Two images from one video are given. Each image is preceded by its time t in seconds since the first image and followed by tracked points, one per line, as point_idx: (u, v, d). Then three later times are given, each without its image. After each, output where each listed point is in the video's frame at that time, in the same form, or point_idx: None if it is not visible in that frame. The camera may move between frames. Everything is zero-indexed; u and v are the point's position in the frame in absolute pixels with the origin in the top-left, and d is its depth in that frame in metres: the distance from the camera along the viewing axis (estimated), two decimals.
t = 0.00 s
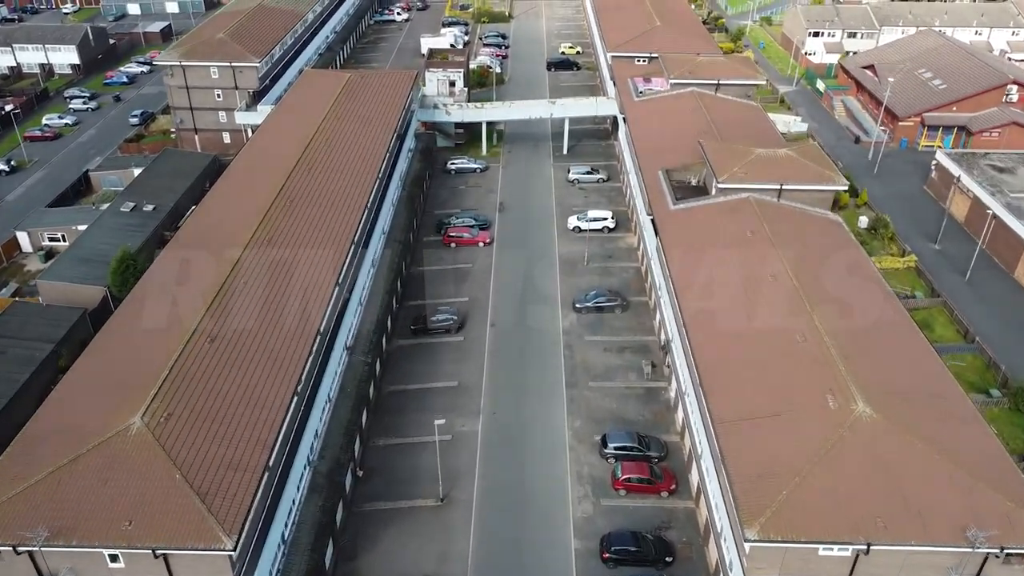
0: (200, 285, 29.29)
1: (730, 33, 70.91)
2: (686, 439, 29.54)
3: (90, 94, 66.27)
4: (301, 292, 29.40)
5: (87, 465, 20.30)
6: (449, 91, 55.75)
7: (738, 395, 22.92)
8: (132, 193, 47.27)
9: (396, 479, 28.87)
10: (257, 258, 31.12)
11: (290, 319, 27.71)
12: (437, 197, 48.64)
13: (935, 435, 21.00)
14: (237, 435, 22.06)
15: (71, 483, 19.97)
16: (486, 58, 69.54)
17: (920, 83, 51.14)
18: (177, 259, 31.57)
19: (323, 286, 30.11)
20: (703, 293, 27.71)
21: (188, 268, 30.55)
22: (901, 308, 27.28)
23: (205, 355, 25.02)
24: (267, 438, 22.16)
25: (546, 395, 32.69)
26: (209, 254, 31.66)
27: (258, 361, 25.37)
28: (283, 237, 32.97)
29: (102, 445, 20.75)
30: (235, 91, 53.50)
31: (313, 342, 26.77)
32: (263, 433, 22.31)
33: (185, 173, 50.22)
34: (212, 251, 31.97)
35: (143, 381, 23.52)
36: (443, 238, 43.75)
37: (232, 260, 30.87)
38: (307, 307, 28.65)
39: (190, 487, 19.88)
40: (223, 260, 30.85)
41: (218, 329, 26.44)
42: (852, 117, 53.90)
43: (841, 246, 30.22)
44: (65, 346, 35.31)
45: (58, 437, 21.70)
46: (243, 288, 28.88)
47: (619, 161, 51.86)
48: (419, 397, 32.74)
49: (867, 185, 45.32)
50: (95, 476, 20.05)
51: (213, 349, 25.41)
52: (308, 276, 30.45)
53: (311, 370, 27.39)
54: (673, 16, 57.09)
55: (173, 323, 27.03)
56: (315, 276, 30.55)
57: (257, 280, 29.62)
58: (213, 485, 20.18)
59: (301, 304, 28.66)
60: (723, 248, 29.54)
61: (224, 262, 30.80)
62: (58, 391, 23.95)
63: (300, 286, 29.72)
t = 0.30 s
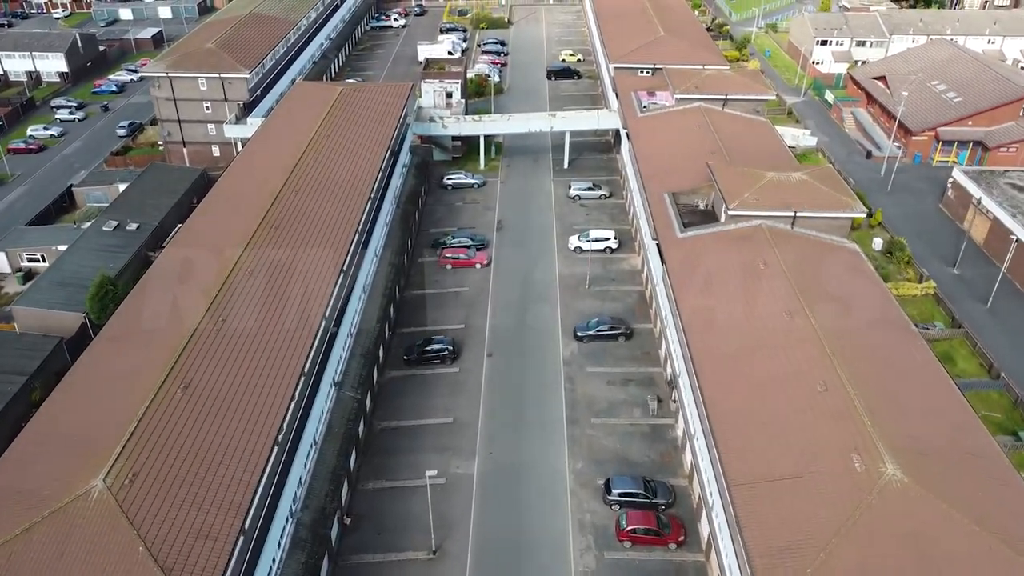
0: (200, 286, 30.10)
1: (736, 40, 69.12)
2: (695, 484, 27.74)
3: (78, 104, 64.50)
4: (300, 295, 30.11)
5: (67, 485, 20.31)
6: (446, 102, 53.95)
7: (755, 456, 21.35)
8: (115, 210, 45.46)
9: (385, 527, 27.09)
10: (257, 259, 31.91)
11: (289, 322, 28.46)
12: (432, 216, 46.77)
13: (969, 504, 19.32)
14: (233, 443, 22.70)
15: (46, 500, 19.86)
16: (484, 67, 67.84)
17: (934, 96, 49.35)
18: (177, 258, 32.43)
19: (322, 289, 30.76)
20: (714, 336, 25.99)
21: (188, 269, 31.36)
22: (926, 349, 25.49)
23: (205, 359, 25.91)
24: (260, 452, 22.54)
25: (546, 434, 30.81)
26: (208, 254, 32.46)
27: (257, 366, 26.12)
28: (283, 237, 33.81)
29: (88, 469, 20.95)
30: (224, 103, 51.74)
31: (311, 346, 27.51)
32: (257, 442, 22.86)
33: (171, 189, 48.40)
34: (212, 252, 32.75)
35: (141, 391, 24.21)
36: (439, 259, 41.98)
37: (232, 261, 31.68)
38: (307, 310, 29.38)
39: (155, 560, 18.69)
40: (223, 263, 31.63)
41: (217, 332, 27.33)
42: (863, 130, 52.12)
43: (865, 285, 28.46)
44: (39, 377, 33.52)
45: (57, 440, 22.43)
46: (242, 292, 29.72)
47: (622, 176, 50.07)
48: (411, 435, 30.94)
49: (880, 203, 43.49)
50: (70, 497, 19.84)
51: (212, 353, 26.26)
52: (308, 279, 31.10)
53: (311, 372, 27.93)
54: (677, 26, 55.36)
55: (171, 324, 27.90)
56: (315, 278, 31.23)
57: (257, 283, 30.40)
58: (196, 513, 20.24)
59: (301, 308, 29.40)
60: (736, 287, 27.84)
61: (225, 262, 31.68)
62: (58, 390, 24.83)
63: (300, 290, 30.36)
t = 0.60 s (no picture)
0: (201, 287, 31.33)
1: (742, 49, 67.20)
2: (706, 537, 25.89)
3: (64, 114, 62.63)
4: (300, 296, 31.10)
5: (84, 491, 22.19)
6: (442, 115, 52.10)
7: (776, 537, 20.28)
8: (97, 230, 43.59)
9: None
10: (255, 259, 32.93)
11: (289, 323, 29.51)
12: (428, 236, 44.85)
13: None
14: (235, 448, 24.15)
15: (66, 507, 21.74)
16: (483, 76, 66.07)
17: (950, 110, 47.49)
18: (178, 257, 33.64)
19: (321, 289, 31.68)
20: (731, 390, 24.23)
21: (189, 270, 32.53)
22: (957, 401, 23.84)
23: (207, 362, 27.24)
24: (261, 456, 23.96)
25: (546, 480, 28.91)
26: (209, 254, 33.58)
27: (258, 368, 27.28)
28: (279, 242, 34.36)
29: (102, 475, 22.71)
30: (213, 116, 49.91)
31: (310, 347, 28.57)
32: (258, 447, 24.25)
33: (156, 206, 46.47)
34: (212, 251, 33.85)
35: (149, 393, 25.75)
36: (434, 282, 40.13)
37: (232, 261, 32.78)
38: (307, 311, 30.41)
39: None
40: (223, 263, 32.76)
41: (218, 333, 28.65)
42: (875, 144, 50.25)
43: (877, 316, 27.71)
44: (10, 414, 31.73)
45: (70, 442, 24.14)
46: (243, 293, 30.87)
47: (625, 193, 48.19)
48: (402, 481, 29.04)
49: (896, 224, 41.56)
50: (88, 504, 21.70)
51: (214, 354, 27.60)
52: (307, 279, 32.02)
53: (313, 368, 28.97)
54: (682, 34, 53.45)
55: (174, 325, 29.25)
56: (314, 279, 32.11)
57: (257, 284, 31.45)
58: (201, 518, 21.87)
59: (300, 308, 30.43)
60: (756, 340, 26.13)
61: (225, 263, 32.76)
62: (69, 389, 26.43)
63: (299, 291, 31.32)
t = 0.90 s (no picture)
0: (202, 287, 31.53)
1: (749, 59, 65.22)
2: None
3: (50, 125, 60.75)
4: (301, 294, 31.30)
5: (88, 488, 22.40)
6: (439, 129, 50.18)
7: None
8: (77, 253, 41.66)
9: None
10: (256, 260, 33.05)
11: (290, 321, 29.75)
12: (423, 260, 42.95)
13: None
14: (238, 443, 24.32)
15: (70, 504, 21.99)
16: (481, 86, 64.18)
17: (968, 126, 45.59)
18: (179, 258, 33.83)
19: (323, 288, 31.91)
20: (750, 448, 22.29)
21: (190, 269, 32.75)
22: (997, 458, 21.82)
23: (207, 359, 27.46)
24: (263, 451, 24.12)
25: (547, 534, 26.98)
26: (209, 254, 33.80)
27: (259, 365, 27.51)
28: (279, 244, 34.30)
29: (105, 472, 22.92)
30: (200, 130, 48.02)
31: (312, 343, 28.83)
32: (259, 441, 24.40)
33: (141, 226, 44.56)
34: (212, 251, 34.08)
35: (151, 392, 25.97)
36: (430, 310, 38.22)
37: (233, 261, 33.05)
38: (308, 308, 30.65)
39: None
40: (224, 263, 33.01)
41: (220, 332, 28.80)
42: (889, 160, 48.38)
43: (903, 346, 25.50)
44: None
45: (72, 441, 24.33)
46: (243, 294, 30.92)
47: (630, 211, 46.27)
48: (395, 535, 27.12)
49: (915, 247, 39.61)
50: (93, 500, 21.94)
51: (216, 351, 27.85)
52: (308, 278, 32.23)
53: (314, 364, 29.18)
54: (687, 44, 51.48)
55: (175, 324, 29.49)
56: (315, 281, 32.12)
57: (258, 285, 31.51)
58: (204, 511, 22.04)
59: (302, 305, 30.67)
60: (776, 382, 23.81)
61: (226, 263, 32.96)
62: (72, 387, 26.67)
63: (300, 290, 31.55)
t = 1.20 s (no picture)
0: (202, 285, 31.59)
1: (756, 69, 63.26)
2: None
3: (34, 138, 58.79)
4: (300, 295, 31.26)
5: (91, 489, 22.44)
6: (436, 145, 48.23)
7: None
8: (55, 278, 39.72)
9: None
10: (257, 259, 33.00)
11: (290, 322, 29.77)
12: (418, 285, 40.92)
13: None
14: (240, 445, 24.39)
15: (73, 507, 21.98)
16: (481, 96, 62.20)
17: (988, 143, 43.63)
18: (180, 256, 33.89)
19: (322, 288, 31.86)
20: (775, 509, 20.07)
21: (190, 270, 32.71)
22: None
23: (209, 359, 27.46)
24: (265, 453, 24.20)
25: None
26: (209, 254, 33.72)
27: (260, 366, 27.54)
28: (280, 243, 34.22)
29: (109, 473, 22.97)
30: (187, 147, 46.12)
31: (313, 343, 28.93)
32: (261, 444, 24.47)
33: (123, 249, 42.59)
34: (213, 251, 34.00)
35: (153, 393, 25.96)
36: (425, 342, 36.25)
37: (233, 261, 32.95)
38: (308, 310, 30.63)
39: None
40: (223, 263, 32.92)
41: (222, 331, 28.91)
42: (904, 177, 46.50)
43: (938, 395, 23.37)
44: None
45: (75, 444, 24.35)
46: (244, 294, 30.91)
47: (635, 232, 44.33)
48: None
49: (936, 274, 37.65)
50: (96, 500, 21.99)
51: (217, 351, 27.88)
52: (308, 278, 32.16)
53: (315, 367, 29.23)
54: (694, 56, 49.52)
55: (176, 325, 29.52)
56: (314, 280, 32.14)
57: (257, 285, 31.46)
58: (207, 513, 22.11)
59: (301, 306, 30.66)
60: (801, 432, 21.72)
61: (225, 264, 32.82)
62: (75, 390, 26.73)
63: (301, 291, 31.49)
